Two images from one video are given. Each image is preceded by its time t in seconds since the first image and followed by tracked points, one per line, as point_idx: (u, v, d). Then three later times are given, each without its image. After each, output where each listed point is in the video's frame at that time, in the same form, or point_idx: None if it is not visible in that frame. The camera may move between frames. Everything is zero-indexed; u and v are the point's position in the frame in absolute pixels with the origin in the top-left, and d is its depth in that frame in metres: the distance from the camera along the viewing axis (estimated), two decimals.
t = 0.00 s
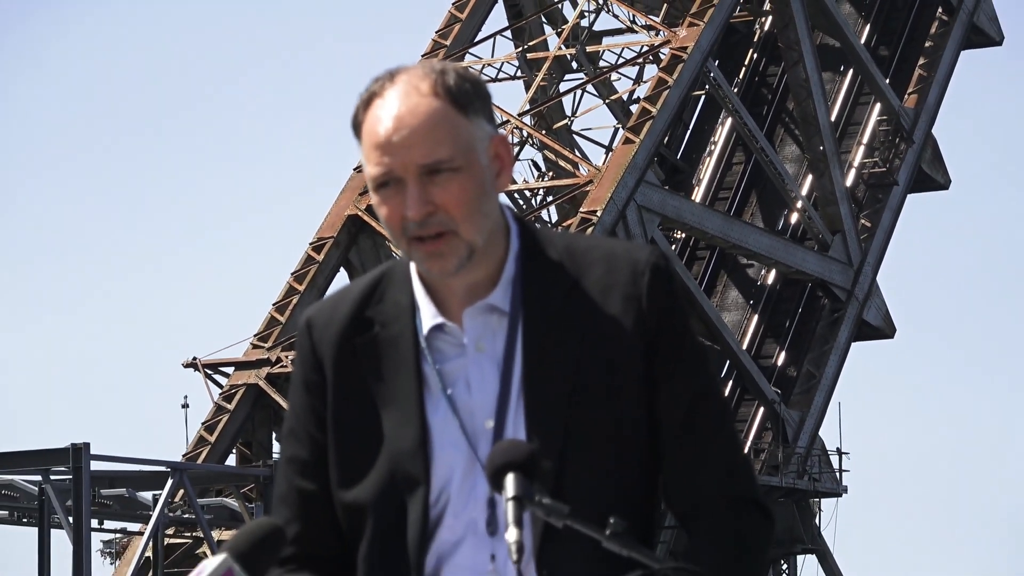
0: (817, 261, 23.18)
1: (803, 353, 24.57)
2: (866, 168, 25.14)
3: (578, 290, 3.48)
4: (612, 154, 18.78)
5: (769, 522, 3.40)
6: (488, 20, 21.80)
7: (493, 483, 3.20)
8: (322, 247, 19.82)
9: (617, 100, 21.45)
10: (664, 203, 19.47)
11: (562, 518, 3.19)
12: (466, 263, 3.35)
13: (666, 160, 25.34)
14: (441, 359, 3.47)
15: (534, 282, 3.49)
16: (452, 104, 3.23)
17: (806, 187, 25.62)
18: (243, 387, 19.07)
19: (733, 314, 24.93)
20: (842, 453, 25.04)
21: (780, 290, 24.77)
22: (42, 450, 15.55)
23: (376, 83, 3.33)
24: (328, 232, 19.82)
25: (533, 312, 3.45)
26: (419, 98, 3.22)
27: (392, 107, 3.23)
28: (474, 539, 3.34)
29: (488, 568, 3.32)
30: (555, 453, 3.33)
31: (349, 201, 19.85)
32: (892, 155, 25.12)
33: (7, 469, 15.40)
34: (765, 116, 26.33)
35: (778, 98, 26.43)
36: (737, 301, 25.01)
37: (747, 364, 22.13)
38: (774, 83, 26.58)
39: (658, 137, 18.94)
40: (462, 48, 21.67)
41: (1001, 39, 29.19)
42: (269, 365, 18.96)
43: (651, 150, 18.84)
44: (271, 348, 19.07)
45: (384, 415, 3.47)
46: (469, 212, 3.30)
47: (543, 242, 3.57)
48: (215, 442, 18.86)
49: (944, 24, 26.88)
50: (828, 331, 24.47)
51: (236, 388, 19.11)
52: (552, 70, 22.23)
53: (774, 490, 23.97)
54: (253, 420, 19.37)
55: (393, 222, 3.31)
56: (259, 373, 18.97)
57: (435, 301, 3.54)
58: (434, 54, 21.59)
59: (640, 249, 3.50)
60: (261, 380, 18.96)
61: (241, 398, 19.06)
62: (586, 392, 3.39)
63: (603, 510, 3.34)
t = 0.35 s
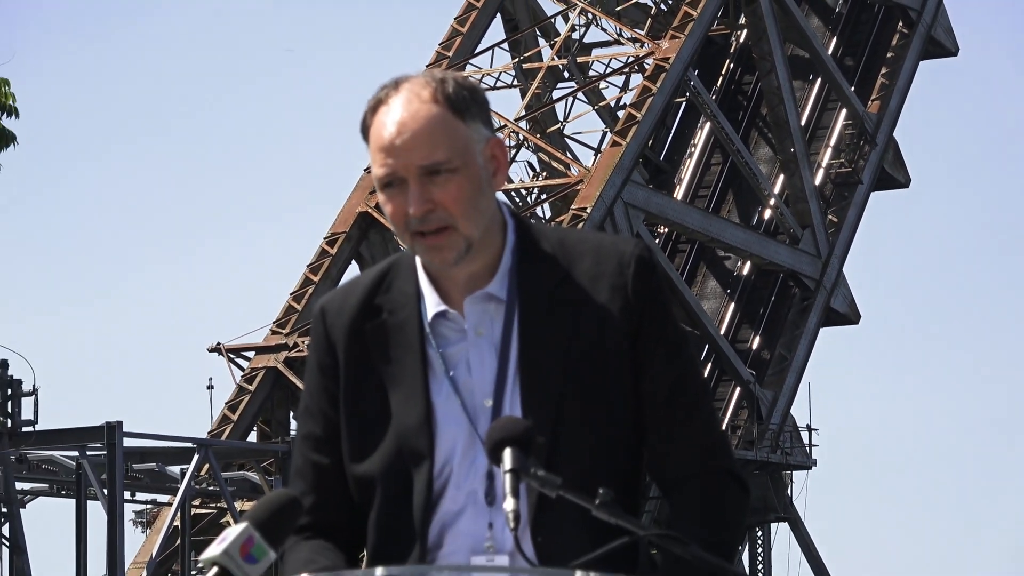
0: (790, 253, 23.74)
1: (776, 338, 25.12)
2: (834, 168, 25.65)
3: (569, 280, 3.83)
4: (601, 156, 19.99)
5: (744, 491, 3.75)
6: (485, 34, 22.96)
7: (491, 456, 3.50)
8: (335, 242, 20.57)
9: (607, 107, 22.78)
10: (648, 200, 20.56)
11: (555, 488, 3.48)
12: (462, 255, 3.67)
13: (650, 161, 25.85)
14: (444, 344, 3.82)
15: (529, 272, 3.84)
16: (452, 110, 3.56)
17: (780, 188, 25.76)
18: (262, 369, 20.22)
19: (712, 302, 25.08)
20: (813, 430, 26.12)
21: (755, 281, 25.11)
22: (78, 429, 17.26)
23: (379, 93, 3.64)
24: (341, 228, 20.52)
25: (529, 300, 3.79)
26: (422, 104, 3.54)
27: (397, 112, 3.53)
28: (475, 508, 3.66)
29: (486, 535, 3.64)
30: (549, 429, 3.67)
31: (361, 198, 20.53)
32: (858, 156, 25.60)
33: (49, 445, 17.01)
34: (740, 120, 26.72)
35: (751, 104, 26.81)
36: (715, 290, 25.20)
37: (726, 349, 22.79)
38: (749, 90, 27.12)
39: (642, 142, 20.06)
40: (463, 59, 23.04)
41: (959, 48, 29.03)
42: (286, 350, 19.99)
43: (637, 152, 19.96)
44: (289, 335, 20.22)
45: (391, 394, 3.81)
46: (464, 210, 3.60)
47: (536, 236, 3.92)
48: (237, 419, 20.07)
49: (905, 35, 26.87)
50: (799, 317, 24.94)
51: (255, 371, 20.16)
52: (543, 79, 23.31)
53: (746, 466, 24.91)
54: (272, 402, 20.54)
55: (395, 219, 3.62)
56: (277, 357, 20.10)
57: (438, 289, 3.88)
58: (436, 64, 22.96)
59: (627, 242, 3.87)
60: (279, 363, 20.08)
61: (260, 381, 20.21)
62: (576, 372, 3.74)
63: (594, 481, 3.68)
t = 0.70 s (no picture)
0: (768, 246, 25.76)
1: (754, 325, 27.34)
2: (811, 166, 27.69)
3: (562, 272, 4.15)
4: (593, 154, 22.34)
5: (726, 471, 4.01)
6: (482, 42, 25.53)
7: (488, 436, 3.74)
8: (343, 236, 23.32)
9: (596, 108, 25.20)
10: (636, 197, 22.82)
11: (549, 466, 3.71)
12: (459, 244, 3.94)
13: (639, 160, 28.17)
14: (446, 330, 4.11)
15: (524, 266, 4.14)
16: (453, 112, 3.80)
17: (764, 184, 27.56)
18: (275, 355, 23.09)
19: (695, 292, 27.33)
20: (790, 413, 28.58)
21: (736, 272, 27.50)
22: (106, 413, 19.96)
23: (382, 94, 3.87)
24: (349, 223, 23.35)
25: (524, 291, 4.10)
26: (427, 108, 3.77)
27: (405, 115, 3.76)
28: (475, 485, 3.91)
29: (486, 509, 3.86)
30: (543, 410, 3.96)
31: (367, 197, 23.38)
32: (833, 155, 27.64)
33: (78, 426, 19.64)
34: (722, 122, 28.95)
35: (733, 106, 29.05)
36: (699, 281, 27.42)
37: (709, 337, 25.10)
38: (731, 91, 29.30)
39: (630, 142, 22.40)
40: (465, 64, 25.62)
41: (929, 52, 30.99)
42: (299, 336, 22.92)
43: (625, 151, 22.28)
44: (300, 323, 22.91)
45: (397, 377, 4.11)
46: (464, 203, 3.87)
47: (532, 232, 4.24)
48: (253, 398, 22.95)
49: (876, 41, 29.15)
50: (777, 306, 27.04)
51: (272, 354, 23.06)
52: (538, 83, 25.64)
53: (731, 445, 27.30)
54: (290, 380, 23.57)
55: (398, 211, 3.86)
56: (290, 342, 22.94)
57: (439, 281, 4.17)
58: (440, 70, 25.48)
59: (615, 237, 4.23)
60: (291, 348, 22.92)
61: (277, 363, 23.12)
62: (569, 354, 4.04)
63: (585, 458, 3.97)
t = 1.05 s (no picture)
0: (746, 238, 29.24)
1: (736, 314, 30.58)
2: (790, 163, 31.41)
3: (558, 264, 4.45)
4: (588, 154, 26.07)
5: (712, 449, 4.26)
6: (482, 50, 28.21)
7: (489, 416, 3.99)
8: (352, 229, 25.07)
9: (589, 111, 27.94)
10: (626, 192, 26.66)
11: (546, 445, 3.96)
12: (467, 235, 4.23)
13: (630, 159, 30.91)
14: (450, 318, 4.42)
15: (523, 258, 4.44)
16: (460, 112, 4.05)
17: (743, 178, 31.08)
18: (290, 342, 24.18)
19: (682, 281, 30.48)
20: (771, 394, 32.25)
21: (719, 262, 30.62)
22: (139, 399, 21.44)
23: (392, 97, 4.13)
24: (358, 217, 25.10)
25: (523, 281, 4.40)
26: (435, 110, 4.03)
27: (415, 116, 4.02)
28: (477, 463, 4.21)
29: (488, 486, 4.14)
30: (540, 392, 4.25)
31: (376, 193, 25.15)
32: (811, 154, 31.36)
33: (106, 410, 20.98)
34: (708, 123, 31.68)
35: (717, 108, 31.80)
36: (685, 271, 30.63)
37: (695, 322, 28.17)
38: (716, 93, 31.90)
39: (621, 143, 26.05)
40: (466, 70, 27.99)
41: (899, 56, 34.62)
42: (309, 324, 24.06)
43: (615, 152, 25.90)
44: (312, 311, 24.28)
45: (404, 361, 4.40)
46: (474, 198, 4.13)
47: (530, 226, 4.55)
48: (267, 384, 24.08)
49: (852, 47, 32.34)
50: (760, 295, 30.57)
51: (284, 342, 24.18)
52: (533, 86, 28.26)
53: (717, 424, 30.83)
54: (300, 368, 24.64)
55: (410, 205, 4.13)
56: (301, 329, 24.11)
57: (443, 272, 4.48)
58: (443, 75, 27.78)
59: (608, 230, 4.53)
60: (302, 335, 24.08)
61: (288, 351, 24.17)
62: (564, 339, 4.33)
63: (581, 438, 4.26)
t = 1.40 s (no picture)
0: (736, 230, 29.64)
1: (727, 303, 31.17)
2: (779, 158, 31.81)
3: (555, 255, 4.63)
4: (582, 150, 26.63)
5: (702, 430, 4.43)
6: (480, 49, 28.57)
7: (488, 401, 4.15)
8: (357, 222, 26.17)
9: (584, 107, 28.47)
10: (621, 186, 27.18)
11: (542, 429, 4.13)
12: (478, 236, 4.44)
13: (623, 154, 31.37)
14: (452, 307, 4.60)
15: (521, 248, 4.62)
16: (466, 125, 4.19)
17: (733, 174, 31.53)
18: (296, 331, 25.61)
19: (674, 272, 30.98)
20: (761, 381, 33.10)
21: (710, 253, 31.24)
22: (148, 385, 23.25)
23: (399, 105, 4.26)
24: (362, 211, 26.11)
25: (523, 271, 4.58)
26: (442, 125, 4.16)
27: (423, 135, 4.16)
28: (479, 446, 4.39)
29: (488, 469, 4.32)
30: (538, 378, 4.44)
31: (379, 188, 26.16)
32: (798, 148, 31.72)
33: (121, 395, 22.88)
34: (698, 119, 32.06)
35: (707, 101, 32.16)
36: (678, 262, 31.05)
37: (686, 313, 28.80)
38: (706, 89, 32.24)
39: (613, 141, 26.69)
40: (464, 69, 28.48)
41: (883, 54, 34.86)
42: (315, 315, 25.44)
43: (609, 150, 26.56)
44: (319, 300, 25.74)
45: (408, 349, 4.58)
46: (486, 203, 4.33)
47: (529, 217, 4.72)
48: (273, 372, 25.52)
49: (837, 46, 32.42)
50: (749, 285, 31.09)
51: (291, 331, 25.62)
52: (531, 85, 28.68)
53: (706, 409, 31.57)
54: (305, 356, 26.03)
55: (423, 212, 4.32)
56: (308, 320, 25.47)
57: (445, 263, 4.66)
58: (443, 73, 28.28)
59: (603, 223, 4.70)
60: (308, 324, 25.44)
61: (294, 340, 25.61)
62: (560, 329, 4.51)
63: (577, 423, 4.44)
